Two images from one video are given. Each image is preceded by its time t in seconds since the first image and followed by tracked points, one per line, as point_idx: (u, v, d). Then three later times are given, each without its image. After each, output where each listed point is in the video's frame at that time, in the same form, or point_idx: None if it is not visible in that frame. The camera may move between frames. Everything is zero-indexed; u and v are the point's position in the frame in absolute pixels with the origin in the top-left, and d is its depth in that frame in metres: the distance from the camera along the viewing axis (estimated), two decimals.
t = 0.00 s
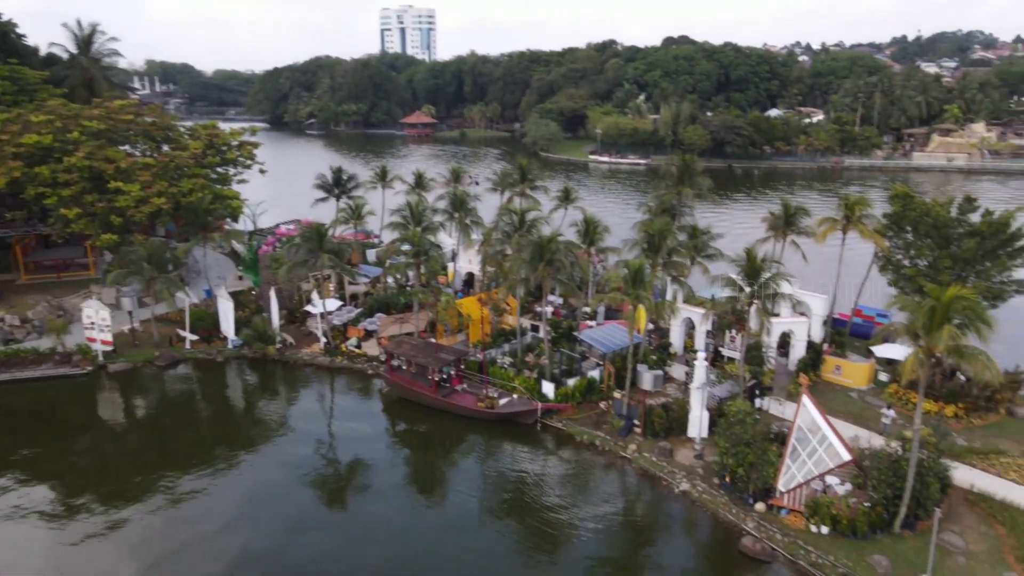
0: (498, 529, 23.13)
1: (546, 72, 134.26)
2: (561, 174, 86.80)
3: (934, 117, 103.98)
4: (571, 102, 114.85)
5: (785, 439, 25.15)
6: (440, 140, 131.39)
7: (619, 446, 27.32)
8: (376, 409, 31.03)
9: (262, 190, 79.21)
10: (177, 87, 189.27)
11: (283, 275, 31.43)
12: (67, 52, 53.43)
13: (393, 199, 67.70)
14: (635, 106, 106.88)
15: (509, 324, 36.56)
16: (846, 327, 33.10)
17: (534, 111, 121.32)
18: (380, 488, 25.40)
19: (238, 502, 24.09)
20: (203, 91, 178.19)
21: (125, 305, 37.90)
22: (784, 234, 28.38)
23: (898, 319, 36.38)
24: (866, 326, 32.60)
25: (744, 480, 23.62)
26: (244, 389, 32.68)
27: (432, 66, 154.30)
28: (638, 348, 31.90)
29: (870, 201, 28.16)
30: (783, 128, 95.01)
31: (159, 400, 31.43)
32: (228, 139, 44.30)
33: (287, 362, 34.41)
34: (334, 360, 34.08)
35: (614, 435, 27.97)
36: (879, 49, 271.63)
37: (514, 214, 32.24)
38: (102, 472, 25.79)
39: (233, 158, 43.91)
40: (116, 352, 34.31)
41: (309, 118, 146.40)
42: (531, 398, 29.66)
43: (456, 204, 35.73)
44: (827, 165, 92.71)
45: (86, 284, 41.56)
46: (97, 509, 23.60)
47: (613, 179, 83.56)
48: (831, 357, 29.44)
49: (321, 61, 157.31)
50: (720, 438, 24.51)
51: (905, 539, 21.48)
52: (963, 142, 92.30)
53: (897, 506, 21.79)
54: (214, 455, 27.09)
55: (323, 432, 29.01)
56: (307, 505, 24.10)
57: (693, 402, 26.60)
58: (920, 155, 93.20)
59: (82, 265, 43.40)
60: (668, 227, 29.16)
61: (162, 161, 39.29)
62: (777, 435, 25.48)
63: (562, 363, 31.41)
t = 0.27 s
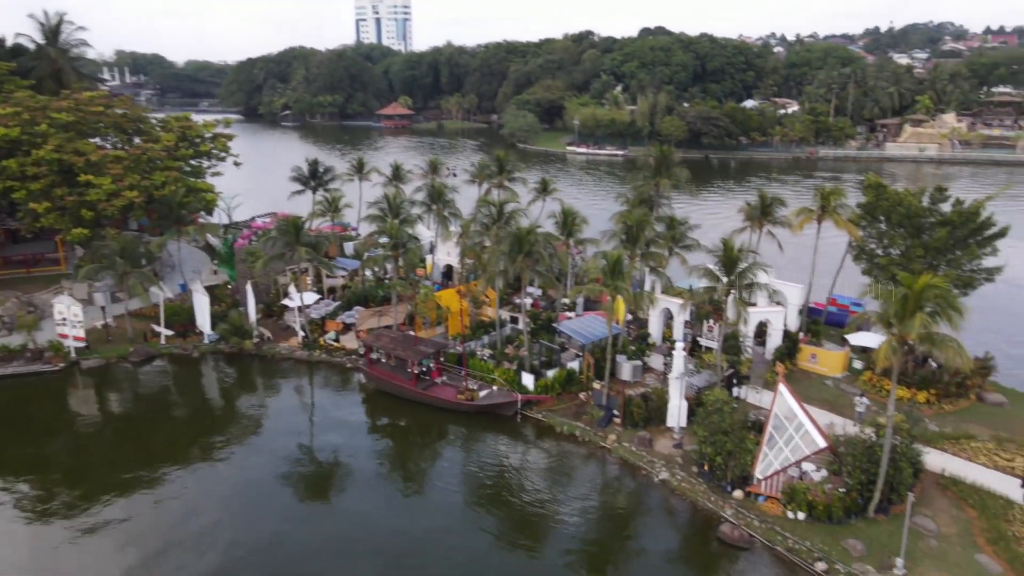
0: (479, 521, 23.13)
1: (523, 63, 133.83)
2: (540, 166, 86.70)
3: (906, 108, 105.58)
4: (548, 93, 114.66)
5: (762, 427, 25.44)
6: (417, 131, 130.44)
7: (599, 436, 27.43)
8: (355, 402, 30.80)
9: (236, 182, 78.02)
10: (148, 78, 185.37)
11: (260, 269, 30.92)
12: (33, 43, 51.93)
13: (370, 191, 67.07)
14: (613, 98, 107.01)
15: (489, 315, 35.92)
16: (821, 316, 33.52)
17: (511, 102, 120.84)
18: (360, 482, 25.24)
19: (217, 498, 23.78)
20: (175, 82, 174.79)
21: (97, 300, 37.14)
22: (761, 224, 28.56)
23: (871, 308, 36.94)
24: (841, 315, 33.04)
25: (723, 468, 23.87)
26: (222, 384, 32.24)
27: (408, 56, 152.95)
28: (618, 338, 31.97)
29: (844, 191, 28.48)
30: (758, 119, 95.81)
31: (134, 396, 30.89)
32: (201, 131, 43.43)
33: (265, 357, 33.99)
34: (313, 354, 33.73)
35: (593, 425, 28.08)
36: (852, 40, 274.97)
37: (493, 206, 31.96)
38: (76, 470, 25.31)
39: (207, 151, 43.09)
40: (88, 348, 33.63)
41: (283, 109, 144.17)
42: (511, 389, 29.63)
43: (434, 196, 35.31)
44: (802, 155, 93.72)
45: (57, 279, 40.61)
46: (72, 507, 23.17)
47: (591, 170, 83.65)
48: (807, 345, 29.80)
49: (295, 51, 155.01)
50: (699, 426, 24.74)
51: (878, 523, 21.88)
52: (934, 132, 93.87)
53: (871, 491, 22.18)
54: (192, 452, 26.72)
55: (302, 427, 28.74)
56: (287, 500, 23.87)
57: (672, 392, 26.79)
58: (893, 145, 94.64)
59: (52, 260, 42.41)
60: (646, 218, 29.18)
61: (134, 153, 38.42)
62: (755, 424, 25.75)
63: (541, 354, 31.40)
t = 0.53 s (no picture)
0: (460, 514, 23.09)
1: (500, 54, 133.23)
2: (518, 157, 86.50)
3: (878, 98, 107.02)
4: (525, 84, 114.35)
5: (740, 415, 25.69)
6: (394, 123, 129.34)
7: (579, 427, 27.49)
8: (334, 396, 30.50)
9: (210, 175, 76.70)
10: (117, 69, 181.46)
11: (235, 262, 30.25)
12: None
13: (346, 183, 66.37)
14: (590, 89, 106.98)
15: (468, 308, 35.68)
16: (796, 305, 33.88)
17: (488, 93, 120.27)
18: (340, 476, 25.03)
19: (194, 496, 23.42)
20: (145, 73, 171.18)
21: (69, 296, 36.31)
22: (737, 215, 28.68)
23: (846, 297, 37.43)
24: (817, 304, 33.42)
25: (701, 457, 24.08)
26: (198, 379, 31.75)
27: (384, 47, 151.46)
28: (597, 330, 31.99)
29: (819, 180, 28.73)
30: (734, 109, 96.44)
31: (108, 392, 30.29)
32: (174, 123, 42.43)
33: (242, 351, 33.51)
34: (290, 349, 33.31)
35: (573, 416, 28.13)
36: (825, 31, 277.86)
37: (471, 198, 31.61)
38: (50, 469, 24.78)
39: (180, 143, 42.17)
40: (61, 345, 32.92)
41: (257, 101, 141.45)
42: (491, 381, 29.55)
43: (411, 187, 34.83)
44: (777, 146, 94.62)
45: (26, 275, 39.61)
46: (47, 508, 22.71)
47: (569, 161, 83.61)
48: (783, 334, 30.11)
49: (268, 41, 152.48)
50: (678, 416, 24.90)
51: (853, 508, 22.24)
52: (906, 123, 95.29)
53: (846, 477, 22.54)
54: (169, 449, 26.30)
55: (280, 422, 28.40)
56: (266, 497, 23.59)
57: (651, 382, 26.93)
58: (866, 135, 95.86)
59: (21, 255, 41.36)
60: (624, 209, 29.11)
61: (104, 145, 37.45)
62: (733, 413, 25.98)
63: (521, 346, 31.34)
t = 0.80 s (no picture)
0: (441, 506, 23.03)
1: (477, 45, 132.47)
2: (496, 149, 86.15)
3: (851, 89, 108.36)
4: (502, 75, 113.88)
5: (718, 404, 25.91)
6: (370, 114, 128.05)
7: (559, 417, 27.55)
8: (312, 391, 30.19)
9: (182, 168, 75.26)
10: (86, 60, 177.44)
11: (210, 257, 29.52)
12: None
13: (323, 176, 65.58)
14: (567, 80, 106.93)
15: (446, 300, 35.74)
16: (773, 294, 34.22)
17: (465, 84, 119.55)
18: (320, 471, 24.81)
19: (172, 493, 23.06)
20: (114, 63, 167.29)
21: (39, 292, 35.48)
22: (715, 205, 28.78)
23: (821, 286, 37.89)
24: (792, 293, 33.80)
25: (681, 446, 24.28)
26: (174, 374, 31.22)
27: (359, 38, 149.76)
28: (576, 321, 32.03)
29: (794, 171, 28.98)
30: (711, 100, 96.95)
31: (82, 389, 29.67)
32: (145, 116, 41.31)
33: (218, 346, 33.02)
34: (268, 343, 32.89)
35: (553, 407, 28.18)
36: (798, 23, 280.47)
37: (449, 190, 31.32)
38: (23, 468, 24.24)
39: (152, 135, 41.20)
40: (31, 341, 32.17)
41: (230, 93, 137.58)
42: (471, 373, 29.47)
43: (388, 179, 34.45)
44: (753, 136, 95.40)
45: None
46: (20, 508, 22.22)
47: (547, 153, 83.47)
48: (760, 324, 30.42)
49: (240, 31, 149.81)
50: (657, 405, 25.08)
51: (829, 494, 22.60)
52: (878, 113, 96.58)
53: (822, 463, 22.88)
54: (146, 446, 25.86)
55: (259, 417, 28.05)
56: (245, 493, 23.30)
57: (631, 372, 27.07)
58: (840, 126, 97.06)
59: None
60: (603, 201, 28.96)
61: (74, 138, 36.38)
62: (712, 402, 26.19)
63: (500, 338, 31.27)
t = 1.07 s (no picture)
0: (421, 499, 23.01)
1: (453, 36, 131.65)
2: (474, 140, 85.83)
3: (825, 80, 109.46)
4: (479, 66, 113.41)
5: (696, 393, 26.11)
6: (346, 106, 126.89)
7: (539, 409, 27.58)
8: (291, 385, 29.94)
9: (154, 161, 74.00)
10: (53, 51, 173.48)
11: (184, 251, 29.12)
12: None
13: (298, 168, 64.85)
14: (544, 71, 106.73)
15: (425, 292, 35.64)
16: (750, 284, 34.52)
17: (442, 76, 118.89)
18: (299, 465, 24.66)
19: (149, 492, 22.78)
20: (82, 54, 163.72)
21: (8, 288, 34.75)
22: (692, 195, 28.93)
23: (796, 275, 38.27)
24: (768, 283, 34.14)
25: (660, 435, 24.44)
26: (149, 370, 30.79)
27: (334, 29, 148.12)
28: (555, 312, 32.06)
29: (770, 161, 29.22)
30: (688, 91, 97.32)
31: (54, 387, 29.15)
32: (115, 108, 40.47)
33: (194, 341, 32.60)
34: (245, 337, 32.55)
35: (533, 398, 28.21)
36: (774, 14, 282.46)
37: (427, 182, 31.07)
38: None
39: (122, 128, 40.37)
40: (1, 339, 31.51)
41: (204, 84, 136.41)
42: (451, 365, 29.39)
43: (365, 172, 34.13)
44: (730, 127, 95.99)
45: None
46: None
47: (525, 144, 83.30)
48: (737, 313, 30.70)
49: (213, 22, 147.30)
50: (636, 395, 25.24)
51: (805, 480, 22.91)
52: (852, 104, 97.69)
53: (798, 450, 23.17)
54: (121, 444, 25.51)
55: (236, 412, 27.78)
56: (223, 490, 23.08)
57: (610, 362, 27.15)
58: (815, 116, 98.06)
59: None
60: (580, 192, 29.01)
61: (41, 131, 35.58)
62: (690, 391, 26.38)
63: (479, 330, 31.22)
